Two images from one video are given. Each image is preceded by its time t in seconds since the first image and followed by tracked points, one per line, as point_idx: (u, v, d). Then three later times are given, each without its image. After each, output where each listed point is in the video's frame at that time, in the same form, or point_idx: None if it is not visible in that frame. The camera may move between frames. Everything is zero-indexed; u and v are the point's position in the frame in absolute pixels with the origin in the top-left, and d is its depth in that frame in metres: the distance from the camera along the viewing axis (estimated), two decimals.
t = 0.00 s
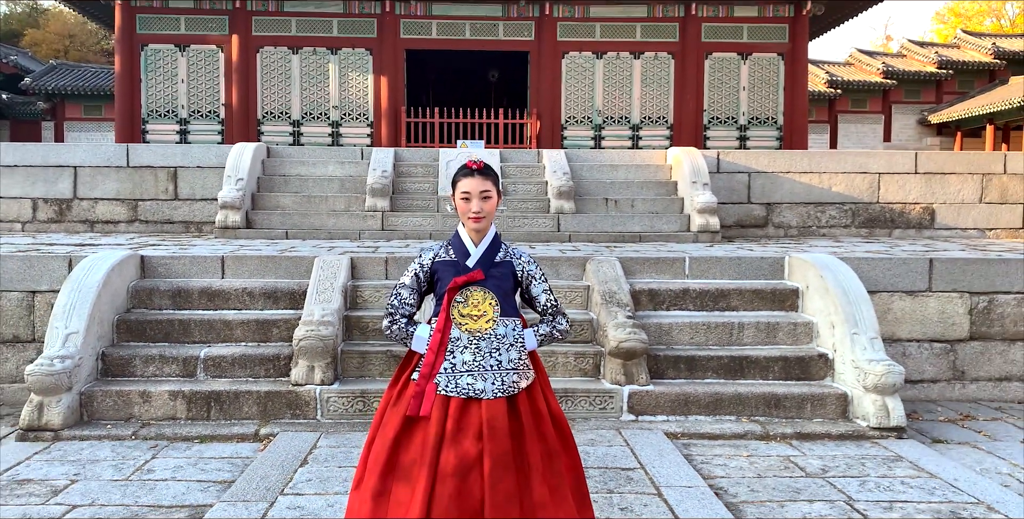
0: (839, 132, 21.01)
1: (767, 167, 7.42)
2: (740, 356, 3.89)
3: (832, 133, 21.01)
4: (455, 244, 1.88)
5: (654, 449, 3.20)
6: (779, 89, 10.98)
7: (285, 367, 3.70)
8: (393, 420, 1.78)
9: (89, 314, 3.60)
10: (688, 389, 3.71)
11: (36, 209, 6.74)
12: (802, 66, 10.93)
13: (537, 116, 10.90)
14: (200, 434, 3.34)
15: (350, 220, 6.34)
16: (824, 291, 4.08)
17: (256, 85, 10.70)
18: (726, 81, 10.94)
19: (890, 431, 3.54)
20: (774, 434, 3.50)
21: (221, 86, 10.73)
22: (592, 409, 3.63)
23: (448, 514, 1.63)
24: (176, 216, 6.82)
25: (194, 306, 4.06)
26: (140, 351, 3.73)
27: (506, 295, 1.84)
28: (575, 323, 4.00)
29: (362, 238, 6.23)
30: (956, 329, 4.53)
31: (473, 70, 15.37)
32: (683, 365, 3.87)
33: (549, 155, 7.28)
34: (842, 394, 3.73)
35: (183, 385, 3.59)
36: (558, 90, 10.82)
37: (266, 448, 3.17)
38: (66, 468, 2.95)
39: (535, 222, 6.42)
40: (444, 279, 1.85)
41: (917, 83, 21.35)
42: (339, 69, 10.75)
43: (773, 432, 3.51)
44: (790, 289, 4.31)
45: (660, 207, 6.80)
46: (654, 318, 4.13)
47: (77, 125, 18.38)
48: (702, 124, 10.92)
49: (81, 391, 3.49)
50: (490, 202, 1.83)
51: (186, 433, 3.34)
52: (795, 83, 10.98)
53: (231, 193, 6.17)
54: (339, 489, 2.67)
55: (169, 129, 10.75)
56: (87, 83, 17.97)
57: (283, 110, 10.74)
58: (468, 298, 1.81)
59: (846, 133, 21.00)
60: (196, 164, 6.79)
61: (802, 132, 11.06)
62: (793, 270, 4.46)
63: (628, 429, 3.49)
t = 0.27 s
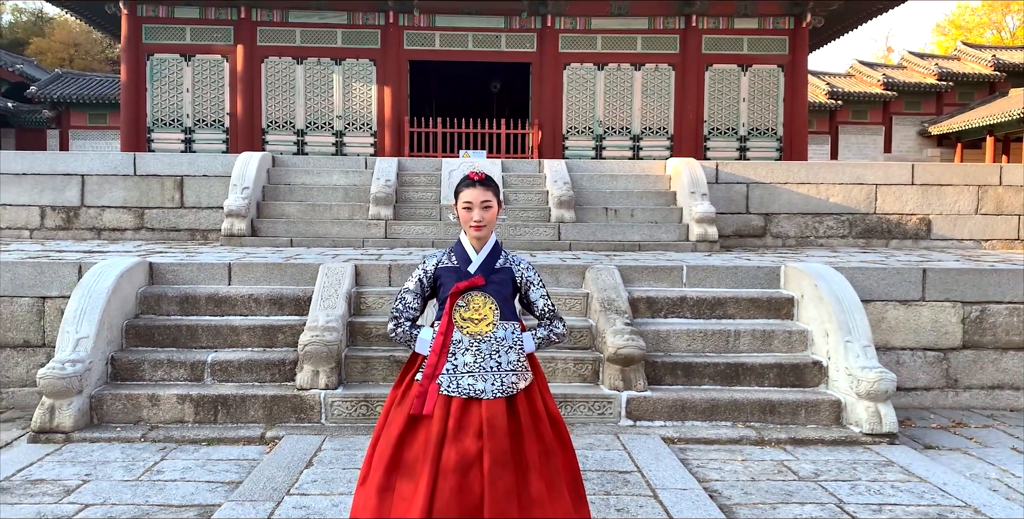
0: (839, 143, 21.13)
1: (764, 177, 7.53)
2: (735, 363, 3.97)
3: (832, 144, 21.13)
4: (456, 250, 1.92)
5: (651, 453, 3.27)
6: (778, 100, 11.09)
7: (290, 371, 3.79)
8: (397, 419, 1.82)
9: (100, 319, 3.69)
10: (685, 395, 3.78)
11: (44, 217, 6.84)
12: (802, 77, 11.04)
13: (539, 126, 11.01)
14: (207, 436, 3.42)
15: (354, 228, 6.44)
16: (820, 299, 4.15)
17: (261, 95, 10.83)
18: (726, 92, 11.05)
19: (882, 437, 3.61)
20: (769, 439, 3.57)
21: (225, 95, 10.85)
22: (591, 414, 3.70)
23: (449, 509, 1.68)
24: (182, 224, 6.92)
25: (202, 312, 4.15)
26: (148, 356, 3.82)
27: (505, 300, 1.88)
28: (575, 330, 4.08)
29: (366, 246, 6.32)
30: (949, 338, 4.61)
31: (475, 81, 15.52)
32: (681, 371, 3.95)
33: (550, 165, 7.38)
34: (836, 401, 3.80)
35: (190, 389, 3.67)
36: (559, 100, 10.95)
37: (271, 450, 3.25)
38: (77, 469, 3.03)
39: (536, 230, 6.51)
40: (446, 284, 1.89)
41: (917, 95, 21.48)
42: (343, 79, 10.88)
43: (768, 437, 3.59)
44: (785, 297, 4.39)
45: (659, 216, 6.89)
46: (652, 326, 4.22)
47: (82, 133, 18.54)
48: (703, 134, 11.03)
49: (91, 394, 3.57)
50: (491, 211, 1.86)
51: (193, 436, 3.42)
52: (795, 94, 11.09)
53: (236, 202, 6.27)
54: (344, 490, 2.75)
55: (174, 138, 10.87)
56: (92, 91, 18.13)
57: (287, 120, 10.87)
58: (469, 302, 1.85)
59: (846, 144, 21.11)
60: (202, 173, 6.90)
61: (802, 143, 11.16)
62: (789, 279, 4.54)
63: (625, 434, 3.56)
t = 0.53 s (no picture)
0: (842, 152, 21.22)
1: (764, 186, 7.61)
2: (733, 368, 4.04)
3: (834, 153, 21.22)
4: (459, 253, 2.00)
5: (648, 456, 3.35)
6: (780, 110, 11.19)
7: (296, 374, 3.87)
8: (401, 414, 1.89)
9: (110, 322, 3.78)
10: (683, 400, 3.86)
11: (53, 222, 6.95)
12: (803, 87, 11.13)
13: (541, 134, 11.12)
14: (215, 437, 3.51)
15: (359, 235, 6.53)
16: (816, 306, 4.23)
17: (266, 102, 10.96)
18: (728, 102, 11.15)
19: (876, 441, 3.68)
20: (765, 443, 3.64)
21: (231, 103, 10.98)
22: (590, 418, 3.78)
23: (451, 499, 1.74)
24: (189, 230, 7.02)
25: (210, 316, 4.24)
26: (158, 359, 3.91)
27: (505, 300, 1.96)
28: (576, 335, 4.17)
29: (370, 252, 6.41)
30: (944, 345, 4.67)
31: (479, 89, 15.66)
32: (679, 376, 4.02)
33: (553, 173, 7.48)
34: (830, 406, 3.87)
35: (198, 392, 3.76)
36: (562, 109, 11.06)
37: (278, 451, 3.33)
38: (89, 468, 3.11)
39: (538, 238, 6.60)
40: (449, 285, 1.97)
41: (919, 104, 21.58)
42: (347, 87, 11.00)
43: (764, 441, 3.66)
44: (782, 304, 4.46)
45: (659, 224, 6.97)
46: (651, 331, 4.29)
47: (88, 139, 18.71)
48: (704, 143, 11.13)
49: (102, 396, 3.66)
50: (492, 216, 1.94)
51: (201, 437, 3.51)
52: (796, 104, 11.18)
53: (243, 208, 6.38)
54: (349, 489, 2.83)
55: (180, 145, 11.00)
56: (99, 98, 18.30)
57: (292, 127, 11.00)
58: (471, 302, 1.93)
59: (848, 153, 21.19)
60: (209, 180, 7.01)
61: (802, 152, 11.24)
62: (786, 286, 4.61)
63: (624, 437, 3.63)
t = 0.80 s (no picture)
0: (842, 156, 21.29)
1: (763, 190, 7.69)
2: (729, 369, 4.12)
3: (835, 157, 21.28)
4: (461, 256, 2.08)
5: (645, 454, 3.42)
6: (780, 114, 11.26)
7: (301, 374, 3.95)
8: (406, 409, 1.96)
9: (119, 323, 3.86)
10: (680, 400, 3.93)
11: (60, 225, 7.04)
12: (803, 91, 11.20)
13: (543, 138, 11.20)
14: (222, 435, 3.59)
15: (362, 238, 6.61)
16: (811, 308, 4.31)
17: (269, 106, 11.06)
18: (728, 106, 11.22)
19: (869, 441, 3.76)
20: (760, 442, 3.71)
21: (234, 106, 11.07)
22: (589, 417, 3.86)
23: (453, 491, 1.81)
24: (194, 232, 7.11)
25: (216, 317, 4.32)
26: (166, 359, 3.99)
27: (506, 302, 2.03)
28: (576, 337, 4.25)
29: (373, 254, 6.50)
30: (938, 347, 4.75)
31: (481, 93, 15.75)
32: (676, 377, 4.10)
33: (553, 177, 7.56)
34: (825, 406, 3.94)
35: (206, 391, 3.84)
36: (563, 113, 11.15)
37: (284, 449, 3.41)
38: (99, 465, 3.20)
39: (539, 241, 6.68)
40: (452, 287, 2.05)
41: (920, 108, 21.65)
42: (350, 91, 11.10)
43: (760, 440, 3.73)
44: (778, 306, 4.54)
45: (659, 227, 7.05)
46: (649, 333, 4.37)
47: (91, 142, 18.81)
48: (704, 147, 11.21)
49: (111, 395, 3.74)
50: (492, 222, 2.01)
51: (209, 435, 3.59)
52: (796, 108, 11.25)
53: (248, 211, 6.47)
54: (354, 485, 2.90)
55: (184, 148, 11.09)
56: (101, 101, 18.39)
57: (294, 131, 11.10)
58: (473, 304, 2.00)
59: (849, 157, 21.25)
60: (213, 183, 7.10)
61: (802, 156, 11.32)
62: (782, 288, 4.69)
63: (622, 436, 3.71)
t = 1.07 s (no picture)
0: (840, 156, 21.38)
1: (758, 191, 7.77)
2: (724, 367, 4.19)
3: (832, 157, 21.38)
4: (462, 258, 2.12)
5: (641, 449, 3.50)
6: (776, 115, 11.33)
7: (303, 372, 4.02)
8: (409, 406, 2.01)
9: (125, 323, 3.92)
10: (676, 397, 4.00)
11: (62, 225, 7.09)
12: (799, 93, 11.28)
13: (540, 139, 11.27)
14: (226, 432, 3.66)
15: (361, 238, 6.68)
16: (804, 308, 4.38)
17: (268, 107, 11.12)
18: (724, 107, 11.31)
19: (861, 437, 3.83)
20: (754, 438, 3.79)
21: (233, 108, 11.12)
22: (587, 414, 3.93)
23: (455, 484, 1.86)
24: (195, 233, 7.17)
25: (219, 316, 4.39)
26: (170, 357, 4.05)
27: (505, 302, 2.08)
28: (573, 335, 4.32)
29: (373, 255, 6.56)
30: (930, 345, 4.82)
31: (479, 94, 15.82)
32: (672, 375, 4.17)
33: (551, 178, 7.63)
34: (818, 403, 4.01)
35: (209, 389, 3.90)
36: (561, 114, 11.23)
37: (287, 445, 3.48)
38: (107, 461, 3.26)
39: (537, 241, 6.76)
40: (453, 288, 2.09)
41: (916, 109, 21.76)
42: (349, 93, 11.16)
43: (754, 436, 3.80)
44: (772, 306, 4.62)
45: (655, 228, 7.13)
46: (645, 332, 4.45)
47: (90, 143, 18.84)
48: (702, 149, 11.30)
49: (116, 393, 3.80)
50: (492, 225, 2.06)
51: (213, 432, 3.65)
52: (792, 109, 11.33)
53: (249, 212, 6.53)
54: (356, 480, 2.97)
55: (183, 149, 11.15)
56: (100, 102, 18.41)
57: (293, 132, 11.16)
58: (473, 304, 2.05)
59: (846, 158, 21.35)
60: (214, 184, 7.17)
61: (799, 157, 11.41)
62: (776, 288, 4.77)
63: (619, 433, 3.78)
